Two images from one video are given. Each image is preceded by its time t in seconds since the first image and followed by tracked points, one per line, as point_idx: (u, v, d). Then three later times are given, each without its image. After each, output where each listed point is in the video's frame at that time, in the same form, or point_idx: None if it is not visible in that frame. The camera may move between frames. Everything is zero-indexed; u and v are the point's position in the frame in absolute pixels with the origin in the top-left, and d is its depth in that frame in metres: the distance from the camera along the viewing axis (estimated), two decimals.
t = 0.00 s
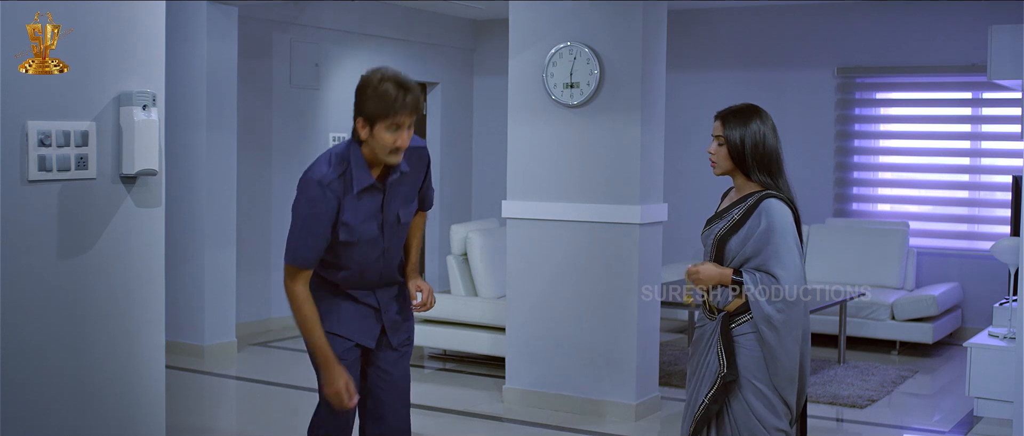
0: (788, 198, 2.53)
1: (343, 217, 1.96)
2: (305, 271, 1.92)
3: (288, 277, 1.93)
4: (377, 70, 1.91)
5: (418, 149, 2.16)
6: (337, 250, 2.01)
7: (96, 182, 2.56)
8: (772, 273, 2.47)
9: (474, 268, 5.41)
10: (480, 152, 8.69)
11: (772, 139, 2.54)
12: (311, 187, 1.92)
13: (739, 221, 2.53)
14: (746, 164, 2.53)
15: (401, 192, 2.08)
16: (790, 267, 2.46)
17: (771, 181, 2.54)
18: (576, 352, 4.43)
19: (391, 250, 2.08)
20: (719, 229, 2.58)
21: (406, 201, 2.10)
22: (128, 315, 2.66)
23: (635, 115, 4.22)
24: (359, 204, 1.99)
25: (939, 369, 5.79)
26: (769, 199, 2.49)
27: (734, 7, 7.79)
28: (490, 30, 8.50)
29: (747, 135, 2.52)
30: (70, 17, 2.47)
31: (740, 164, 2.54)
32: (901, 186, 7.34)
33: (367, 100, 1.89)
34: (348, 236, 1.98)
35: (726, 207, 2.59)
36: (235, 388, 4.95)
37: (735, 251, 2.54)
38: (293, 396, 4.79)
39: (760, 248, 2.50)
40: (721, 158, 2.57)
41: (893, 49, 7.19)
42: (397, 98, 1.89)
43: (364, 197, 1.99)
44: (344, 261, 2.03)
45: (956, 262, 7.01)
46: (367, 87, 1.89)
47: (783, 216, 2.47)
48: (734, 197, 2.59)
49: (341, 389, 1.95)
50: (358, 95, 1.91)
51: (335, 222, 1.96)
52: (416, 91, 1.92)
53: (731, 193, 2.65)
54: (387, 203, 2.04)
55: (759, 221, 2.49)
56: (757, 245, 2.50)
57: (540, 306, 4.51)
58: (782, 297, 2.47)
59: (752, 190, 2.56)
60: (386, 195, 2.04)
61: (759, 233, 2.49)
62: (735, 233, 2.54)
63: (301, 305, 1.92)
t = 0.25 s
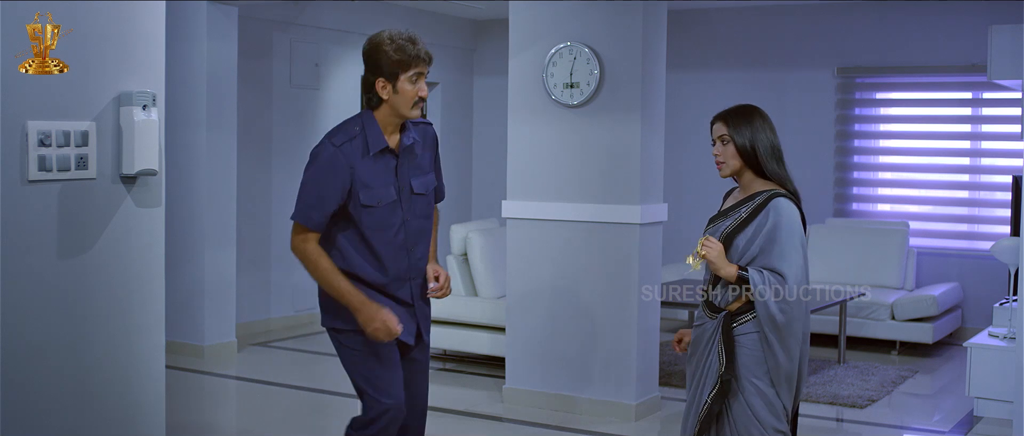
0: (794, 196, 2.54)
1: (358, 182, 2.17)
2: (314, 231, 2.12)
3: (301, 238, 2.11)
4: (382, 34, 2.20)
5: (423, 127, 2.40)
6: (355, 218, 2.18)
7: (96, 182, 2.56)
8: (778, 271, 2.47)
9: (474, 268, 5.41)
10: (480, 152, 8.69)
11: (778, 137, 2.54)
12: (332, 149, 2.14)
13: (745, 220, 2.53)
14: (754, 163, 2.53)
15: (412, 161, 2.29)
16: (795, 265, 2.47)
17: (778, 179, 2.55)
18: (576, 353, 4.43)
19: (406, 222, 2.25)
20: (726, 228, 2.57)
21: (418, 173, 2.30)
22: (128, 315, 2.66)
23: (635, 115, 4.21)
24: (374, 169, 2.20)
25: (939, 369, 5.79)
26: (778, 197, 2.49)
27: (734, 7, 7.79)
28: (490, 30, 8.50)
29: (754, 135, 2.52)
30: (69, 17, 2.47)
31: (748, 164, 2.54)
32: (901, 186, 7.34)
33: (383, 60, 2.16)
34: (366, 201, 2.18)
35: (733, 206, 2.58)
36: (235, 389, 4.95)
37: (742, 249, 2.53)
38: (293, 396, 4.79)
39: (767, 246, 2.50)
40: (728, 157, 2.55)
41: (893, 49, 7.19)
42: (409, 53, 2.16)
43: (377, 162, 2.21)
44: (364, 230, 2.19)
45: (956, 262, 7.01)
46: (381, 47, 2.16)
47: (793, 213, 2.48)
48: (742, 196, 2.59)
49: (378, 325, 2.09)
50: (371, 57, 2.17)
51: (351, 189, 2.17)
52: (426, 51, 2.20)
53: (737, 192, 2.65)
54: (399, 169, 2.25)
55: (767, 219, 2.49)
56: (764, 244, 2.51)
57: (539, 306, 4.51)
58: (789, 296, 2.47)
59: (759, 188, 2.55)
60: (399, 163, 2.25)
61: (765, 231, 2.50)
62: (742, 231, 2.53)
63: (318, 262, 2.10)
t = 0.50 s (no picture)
0: (794, 195, 2.54)
1: (372, 167, 2.15)
2: (338, 217, 2.09)
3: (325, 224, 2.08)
4: (384, 18, 2.17)
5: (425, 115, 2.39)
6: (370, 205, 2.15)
7: (96, 182, 2.56)
8: (780, 270, 2.47)
9: (474, 268, 5.40)
10: (480, 152, 8.69)
11: (777, 137, 2.54)
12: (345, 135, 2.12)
13: (745, 219, 2.52)
14: (751, 163, 2.53)
15: (421, 147, 2.28)
16: (797, 263, 2.47)
17: (774, 179, 2.55)
18: (576, 352, 4.43)
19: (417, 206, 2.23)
20: (724, 228, 2.57)
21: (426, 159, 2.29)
22: (128, 315, 2.66)
23: (635, 115, 4.21)
24: (387, 152, 2.18)
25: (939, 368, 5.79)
26: (777, 196, 2.49)
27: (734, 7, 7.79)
28: (490, 30, 8.50)
29: (752, 135, 2.52)
30: (69, 17, 2.47)
31: (744, 164, 2.54)
32: (901, 186, 7.34)
33: (388, 43, 2.13)
34: (382, 184, 2.16)
35: (731, 206, 2.58)
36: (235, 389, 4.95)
37: (744, 249, 2.53)
38: (292, 396, 4.79)
39: (767, 245, 2.50)
40: (725, 156, 2.56)
41: (893, 49, 7.19)
42: (414, 35, 2.15)
43: (389, 146, 2.19)
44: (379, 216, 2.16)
45: (956, 262, 7.01)
46: (386, 30, 2.14)
47: (790, 213, 2.47)
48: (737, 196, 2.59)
49: (421, 285, 2.10)
50: (376, 41, 2.15)
51: (365, 175, 2.14)
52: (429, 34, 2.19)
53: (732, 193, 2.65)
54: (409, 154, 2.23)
55: (767, 218, 2.49)
56: (765, 243, 2.50)
57: (539, 306, 4.51)
58: (791, 296, 2.47)
59: (757, 188, 2.55)
60: (408, 148, 2.23)
61: (765, 230, 2.49)
62: (741, 230, 2.53)
63: (346, 245, 2.08)
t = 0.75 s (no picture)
0: (793, 195, 2.54)
1: (388, 162, 2.16)
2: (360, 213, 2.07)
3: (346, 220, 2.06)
4: (385, 14, 2.17)
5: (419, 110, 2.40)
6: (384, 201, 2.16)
7: (96, 182, 2.56)
8: (778, 270, 2.48)
9: (474, 268, 5.40)
10: (480, 152, 8.69)
11: (777, 136, 2.54)
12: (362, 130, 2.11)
13: (744, 219, 2.52)
14: (751, 160, 2.53)
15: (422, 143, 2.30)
16: (796, 263, 2.47)
17: (774, 177, 2.55)
18: (577, 353, 4.43)
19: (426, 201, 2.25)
20: (724, 226, 2.57)
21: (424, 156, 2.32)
22: (128, 315, 2.66)
23: (635, 115, 4.21)
24: (398, 147, 2.19)
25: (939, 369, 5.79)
26: (775, 196, 2.49)
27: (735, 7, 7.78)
28: (491, 30, 8.50)
29: (753, 132, 2.52)
30: (69, 17, 2.47)
31: (744, 161, 2.54)
32: (901, 186, 7.34)
33: (390, 38, 2.13)
34: (398, 178, 2.17)
35: (730, 204, 2.58)
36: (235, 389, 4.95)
37: (742, 248, 2.54)
38: (292, 396, 4.79)
39: (765, 244, 2.50)
40: (725, 153, 2.56)
41: (893, 49, 7.19)
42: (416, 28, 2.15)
43: (399, 140, 2.20)
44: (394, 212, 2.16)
45: (956, 262, 7.01)
46: (386, 26, 2.13)
47: (789, 211, 2.47)
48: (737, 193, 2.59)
49: (444, 269, 2.14)
50: (378, 37, 2.14)
51: (383, 169, 2.15)
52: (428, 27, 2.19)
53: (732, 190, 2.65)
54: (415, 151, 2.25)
55: (766, 218, 2.49)
56: (765, 242, 2.50)
57: (540, 307, 4.51)
58: (790, 295, 2.47)
59: (756, 186, 2.55)
60: (413, 144, 2.25)
61: (764, 229, 2.50)
62: (740, 229, 2.53)
63: (373, 237, 2.06)
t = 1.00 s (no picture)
0: (791, 195, 2.53)
1: (399, 158, 2.15)
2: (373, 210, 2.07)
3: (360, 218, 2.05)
4: (385, 10, 2.17)
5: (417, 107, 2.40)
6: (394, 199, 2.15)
7: (96, 182, 2.56)
8: (774, 269, 2.47)
9: (473, 268, 5.40)
10: (480, 152, 8.69)
11: (776, 135, 2.53)
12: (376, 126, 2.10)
13: (741, 218, 2.52)
14: (750, 159, 2.53)
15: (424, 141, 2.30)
16: (793, 263, 2.47)
17: (772, 176, 2.54)
18: (577, 353, 4.43)
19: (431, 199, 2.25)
20: (722, 225, 2.57)
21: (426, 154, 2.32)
22: (128, 315, 2.66)
23: (635, 115, 4.21)
24: (407, 143, 2.19)
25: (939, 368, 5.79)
26: (773, 196, 2.49)
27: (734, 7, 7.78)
28: (491, 30, 8.50)
29: (752, 131, 2.52)
30: (69, 17, 2.47)
31: (743, 160, 2.54)
32: (901, 186, 7.34)
33: (393, 34, 2.13)
34: (410, 175, 2.16)
35: (728, 203, 2.58)
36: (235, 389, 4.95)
37: (739, 247, 2.54)
38: (292, 396, 4.79)
39: (762, 243, 2.50)
40: (723, 152, 2.56)
41: (893, 49, 7.19)
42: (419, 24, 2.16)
43: (407, 137, 2.21)
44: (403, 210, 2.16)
45: (956, 262, 7.01)
46: (387, 23, 2.14)
47: (786, 211, 2.47)
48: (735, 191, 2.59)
49: (452, 260, 2.17)
50: (381, 33, 2.15)
51: (395, 166, 2.14)
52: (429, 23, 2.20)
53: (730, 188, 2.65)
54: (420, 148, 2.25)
55: (763, 218, 2.49)
56: (762, 241, 2.50)
57: (540, 307, 4.51)
58: (786, 295, 2.47)
59: (755, 186, 2.55)
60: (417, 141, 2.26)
61: (761, 228, 2.49)
62: (737, 228, 2.53)
63: (388, 234, 2.07)
